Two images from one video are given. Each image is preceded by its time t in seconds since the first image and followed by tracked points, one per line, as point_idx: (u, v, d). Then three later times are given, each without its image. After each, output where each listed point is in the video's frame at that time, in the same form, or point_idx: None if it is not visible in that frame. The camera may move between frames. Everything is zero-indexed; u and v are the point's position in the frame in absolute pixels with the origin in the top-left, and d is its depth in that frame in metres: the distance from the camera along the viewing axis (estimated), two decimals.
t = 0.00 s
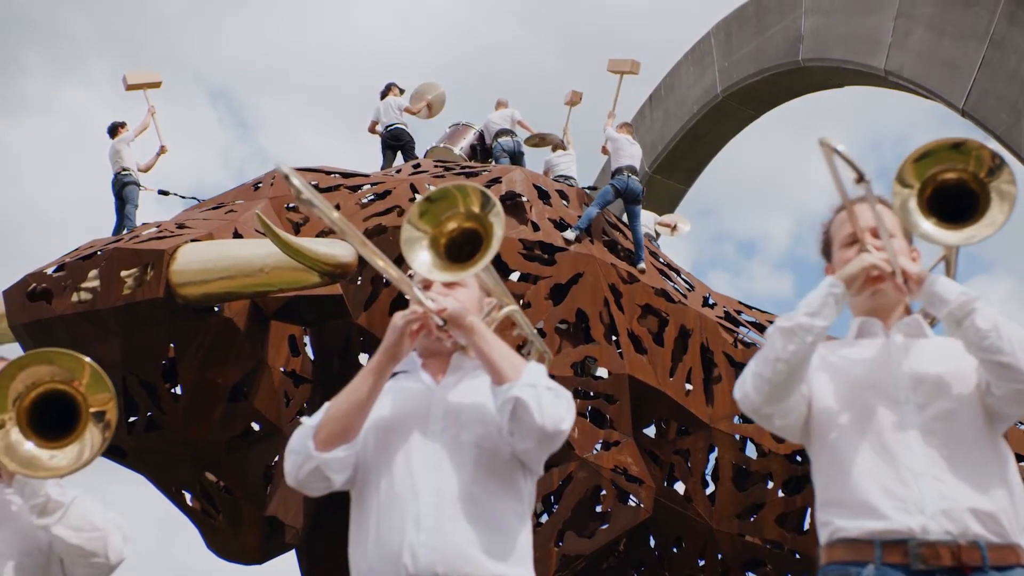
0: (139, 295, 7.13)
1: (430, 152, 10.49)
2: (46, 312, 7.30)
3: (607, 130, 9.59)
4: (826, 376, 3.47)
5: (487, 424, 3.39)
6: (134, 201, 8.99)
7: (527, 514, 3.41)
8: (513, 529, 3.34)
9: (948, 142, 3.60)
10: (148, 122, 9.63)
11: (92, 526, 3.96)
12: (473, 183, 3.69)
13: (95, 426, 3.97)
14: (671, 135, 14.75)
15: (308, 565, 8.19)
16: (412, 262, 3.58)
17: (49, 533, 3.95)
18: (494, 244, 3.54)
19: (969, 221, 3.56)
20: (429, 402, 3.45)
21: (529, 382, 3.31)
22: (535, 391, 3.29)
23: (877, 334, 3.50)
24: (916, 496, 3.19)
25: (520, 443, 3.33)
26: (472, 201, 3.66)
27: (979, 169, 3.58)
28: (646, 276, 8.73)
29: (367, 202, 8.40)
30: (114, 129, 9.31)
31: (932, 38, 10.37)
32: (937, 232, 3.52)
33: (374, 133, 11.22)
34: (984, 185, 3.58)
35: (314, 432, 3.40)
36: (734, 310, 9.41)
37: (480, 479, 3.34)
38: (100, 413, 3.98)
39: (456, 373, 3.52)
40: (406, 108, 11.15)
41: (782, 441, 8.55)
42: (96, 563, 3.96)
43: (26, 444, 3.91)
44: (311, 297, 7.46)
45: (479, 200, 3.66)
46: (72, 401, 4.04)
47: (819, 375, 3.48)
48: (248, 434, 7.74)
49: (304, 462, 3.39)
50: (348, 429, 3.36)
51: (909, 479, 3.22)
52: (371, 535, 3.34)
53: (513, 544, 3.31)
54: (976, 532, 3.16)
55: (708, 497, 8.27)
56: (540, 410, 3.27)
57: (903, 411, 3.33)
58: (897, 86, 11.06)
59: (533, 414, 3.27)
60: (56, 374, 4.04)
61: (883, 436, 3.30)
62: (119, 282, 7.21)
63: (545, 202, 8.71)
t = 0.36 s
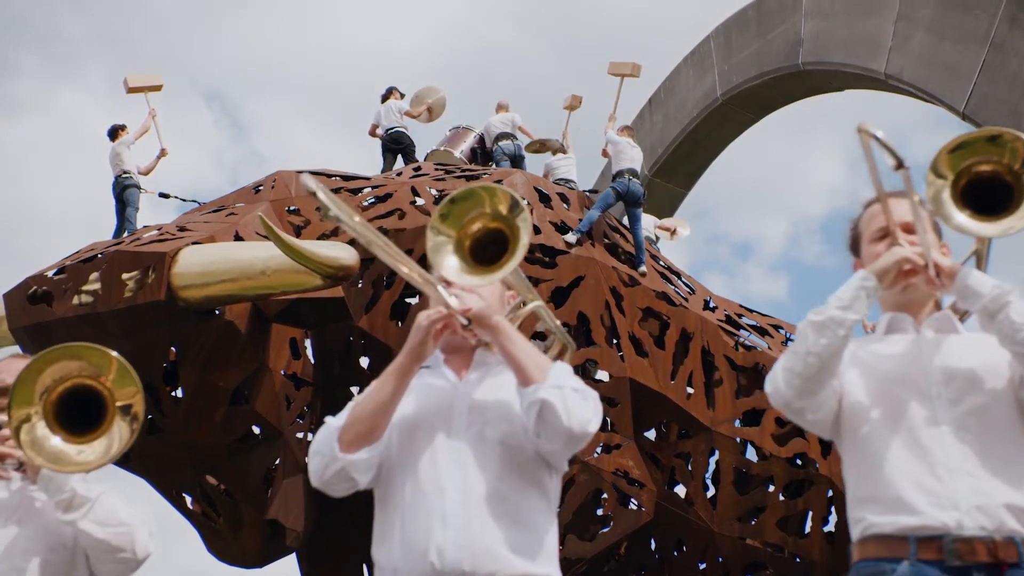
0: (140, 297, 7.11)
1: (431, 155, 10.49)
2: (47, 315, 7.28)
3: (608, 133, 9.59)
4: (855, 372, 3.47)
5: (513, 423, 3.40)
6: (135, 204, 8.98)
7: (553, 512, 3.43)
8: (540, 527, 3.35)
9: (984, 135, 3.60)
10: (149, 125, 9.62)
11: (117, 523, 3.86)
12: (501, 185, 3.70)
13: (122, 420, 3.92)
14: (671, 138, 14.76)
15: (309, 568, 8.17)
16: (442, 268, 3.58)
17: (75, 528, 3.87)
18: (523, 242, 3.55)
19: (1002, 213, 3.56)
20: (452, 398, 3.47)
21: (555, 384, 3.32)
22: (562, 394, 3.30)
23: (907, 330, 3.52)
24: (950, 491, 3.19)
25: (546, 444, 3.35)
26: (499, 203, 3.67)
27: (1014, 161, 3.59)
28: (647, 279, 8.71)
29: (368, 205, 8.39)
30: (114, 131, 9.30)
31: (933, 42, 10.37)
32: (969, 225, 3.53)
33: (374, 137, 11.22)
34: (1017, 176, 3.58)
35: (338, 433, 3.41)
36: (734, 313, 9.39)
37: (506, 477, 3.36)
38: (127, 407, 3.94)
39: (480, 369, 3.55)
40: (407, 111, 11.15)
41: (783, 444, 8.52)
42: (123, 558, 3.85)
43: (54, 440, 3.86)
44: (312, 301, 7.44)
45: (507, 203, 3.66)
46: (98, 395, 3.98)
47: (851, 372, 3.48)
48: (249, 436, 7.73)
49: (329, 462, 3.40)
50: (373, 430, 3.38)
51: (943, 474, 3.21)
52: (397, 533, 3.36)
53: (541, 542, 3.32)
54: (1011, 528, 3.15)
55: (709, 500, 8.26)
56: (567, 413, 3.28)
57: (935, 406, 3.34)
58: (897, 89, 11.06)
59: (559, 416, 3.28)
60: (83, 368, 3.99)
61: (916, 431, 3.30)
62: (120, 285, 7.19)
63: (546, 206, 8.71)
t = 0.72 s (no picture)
0: (142, 296, 7.07)
1: (432, 155, 10.48)
2: (47, 314, 7.24)
3: (609, 133, 9.58)
4: (884, 368, 3.46)
5: (535, 417, 3.45)
6: (135, 203, 8.96)
7: (574, 505, 3.48)
8: (562, 521, 3.40)
9: (1017, 128, 3.62)
10: (149, 124, 9.60)
11: (139, 513, 3.93)
12: (523, 182, 3.77)
13: (147, 404, 3.97)
14: (671, 139, 14.75)
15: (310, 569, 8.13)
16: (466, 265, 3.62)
17: (97, 518, 3.91)
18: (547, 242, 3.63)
19: None
20: (473, 391, 3.50)
21: (579, 381, 3.38)
22: (586, 390, 3.36)
23: (935, 324, 3.51)
24: (982, 485, 3.19)
25: (570, 441, 3.40)
26: (522, 199, 3.73)
27: None
28: (648, 280, 8.69)
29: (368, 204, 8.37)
30: (115, 130, 9.28)
31: (934, 42, 10.37)
32: (1004, 222, 3.60)
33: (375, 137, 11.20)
34: None
35: (359, 432, 3.42)
36: (735, 313, 9.37)
37: (529, 471, 3.41)
38: (150, 392, 3.99)
39: (499, 361, 3.57)
40: (407, 111, 11.13)
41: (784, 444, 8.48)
42: (146, 548, 3.92)
43: (76, 429, 3.89)
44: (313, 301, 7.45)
45: (530, 200, 3.74)
46: (121, 383, 4.02)
47: (880, 366, 3.47)
48: (250, 436, 7.70)
49: (350, 461, 3.41)
50: (394, 428, 3.38)
51: (975, 469, 3.21)
52: (418, 526, 3.39)
53: (564, 536, 3.37)
54: None
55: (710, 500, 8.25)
56: (592, 410, 3.35)
57: (965, 401, 3.33)
58: (898, 90, 11.05)
59: (584, 413, 3.34)
60: (106, 357, 4.03)
61: (948, 427, 3.29)
62: (122, 284, 7.14)
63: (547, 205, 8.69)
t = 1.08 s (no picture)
0: (142, 295, 7.07)
1: (431, 154, 10.47)
2: (47, 312, 7.22)
3: (610, 133, 9.59)
4: (906, 362, 3.44)
5: (553, 412, 3.42)
6: (135, 202, 8.96)
7: (591, 501, 3.44)
8: (579, 516, 3.36)
9: None
10: (149, 122, 9.59)
11: (157, 502, 3.86)
12: (542, 179, 3.74)
13: (166, 390, 4.03)
14: (670, 139, 14.75)
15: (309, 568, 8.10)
16: (483, 264, 3.60)
17: (115, 508, 3.85)
18: (563, 239, 3.60)
19: None
20: (489, 386, 3.49)
21: (596, 374, 3.35)
22: (603, 384, 3.33)
23: (957, 316, 3.49)
24: (1006, 479, 3.17)
25: (589, 436, 3.37)
26: (540, 196, 3.71)
27: None
28: (649, 279, 8.69)
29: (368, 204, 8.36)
30: (115, 129, 9.27)
31: (934, 42, 10.37)
32: None
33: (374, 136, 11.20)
34: None
35: (374, 427, 3.41)
36: (735, 313, 9.36)
37: (547, 466, 3.38)
38: (168, 377, 4.05)
39: (515, 355, 3.55)
40: (407, 111, 11.13)
41: (784, 443, 8.46)
42: (164, 538, 3.86)
43: (94, 417, 3.94)
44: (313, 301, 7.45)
45: (548, 198, 3.71)
46: (138, 373, 4.07)
47: (903, 362, 3.45)
48: (250, 435, 7.68)
49: (365, 456, 3.41)
50: (408, 422, 3.38)
51: (999, 462, 3.20)
52: (433, 520, 3.36)
53: (581, 531, 3.34)
54: None
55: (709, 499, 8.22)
56: (610, 402, 3.31)
57: (987, 396, 3.32)
58: (898, 90, 11.05)
59: (603, 406, 3.31)
60: (124, 347, 4.08)
61: (971, 422, 3.28)
62: (122, 283, 7.14)
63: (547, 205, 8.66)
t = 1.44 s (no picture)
0: (146, 298, 7.08)
1: (434, 158, 10.48)
2: (51, 315, 7.20)
3: (613, 138, 9.60)
4: (933, 356, 3.46)
5: (576, 403, 3.43)
6: (138, 205, 8.96)
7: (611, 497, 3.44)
8: (600, 511, 3.36)
9: None
10: (153, 126, 9.60)
11: (181, 501, 3.85)
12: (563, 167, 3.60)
13: (190, 386, 3.95)
14: (672, 144, 14.75)
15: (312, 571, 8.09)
16: (501, 251, 3.51)
17: (138, 505, 3.84)
18: (582, 232, 3.50)
19: None
20: (511, 379, 3.49)
21: (621, 360, 3.35)
22: (628, 368, 3.33)
23: (984, 316, 3.48)
24: None
25: (613, 423, 3.38)
26: (562, 185, 3.59)
27: None
28: (652, 284, 8.68)
29: (372, 208, 8.36)
30: (118, 132, 9.28)
31: (937, 48, 10.38)
32: None
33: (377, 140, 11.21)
34: None
35: (374, 391, 3.41)
36: (738, 318, 9.36)
37: (570, 457, 3.38)
38: (192, 374, 3.97)
39: (536, 351, 3.56)
40: (409, 115, 11.14)
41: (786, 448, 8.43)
42: (188, 535, 3.86)
43: (118, 413, 3.88)
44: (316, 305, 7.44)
45: (569, 182, 3.59)
46: (163, 369, 3.98)
47: (930, 357, 3.47)
48: (254, 438, 7.68)
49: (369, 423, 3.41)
50: (404, 383, 3.38)
51: None
52: (454, 515, 3.34)
53: (601, 526, 3.34)
54: None
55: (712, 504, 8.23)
56: (636, 387, 3.31)
57: (1015, 395, 3.32)
58: (901, 96, 11.06)
59: (628, 391, 3.31)
60: (149, 343, 3.99)
61: (998, 421, 3.29)
62: (126, 286, 7.14)
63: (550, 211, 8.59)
